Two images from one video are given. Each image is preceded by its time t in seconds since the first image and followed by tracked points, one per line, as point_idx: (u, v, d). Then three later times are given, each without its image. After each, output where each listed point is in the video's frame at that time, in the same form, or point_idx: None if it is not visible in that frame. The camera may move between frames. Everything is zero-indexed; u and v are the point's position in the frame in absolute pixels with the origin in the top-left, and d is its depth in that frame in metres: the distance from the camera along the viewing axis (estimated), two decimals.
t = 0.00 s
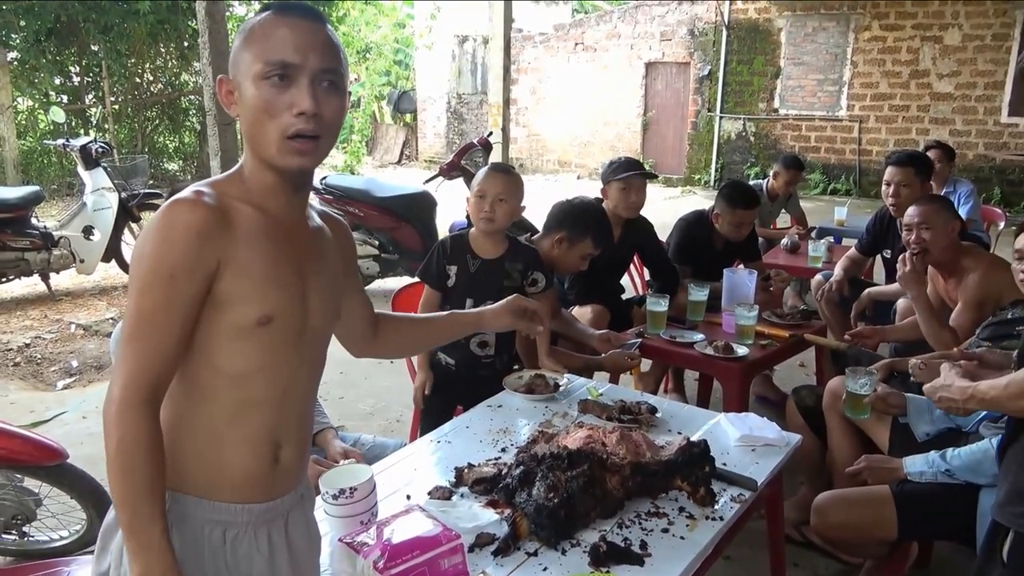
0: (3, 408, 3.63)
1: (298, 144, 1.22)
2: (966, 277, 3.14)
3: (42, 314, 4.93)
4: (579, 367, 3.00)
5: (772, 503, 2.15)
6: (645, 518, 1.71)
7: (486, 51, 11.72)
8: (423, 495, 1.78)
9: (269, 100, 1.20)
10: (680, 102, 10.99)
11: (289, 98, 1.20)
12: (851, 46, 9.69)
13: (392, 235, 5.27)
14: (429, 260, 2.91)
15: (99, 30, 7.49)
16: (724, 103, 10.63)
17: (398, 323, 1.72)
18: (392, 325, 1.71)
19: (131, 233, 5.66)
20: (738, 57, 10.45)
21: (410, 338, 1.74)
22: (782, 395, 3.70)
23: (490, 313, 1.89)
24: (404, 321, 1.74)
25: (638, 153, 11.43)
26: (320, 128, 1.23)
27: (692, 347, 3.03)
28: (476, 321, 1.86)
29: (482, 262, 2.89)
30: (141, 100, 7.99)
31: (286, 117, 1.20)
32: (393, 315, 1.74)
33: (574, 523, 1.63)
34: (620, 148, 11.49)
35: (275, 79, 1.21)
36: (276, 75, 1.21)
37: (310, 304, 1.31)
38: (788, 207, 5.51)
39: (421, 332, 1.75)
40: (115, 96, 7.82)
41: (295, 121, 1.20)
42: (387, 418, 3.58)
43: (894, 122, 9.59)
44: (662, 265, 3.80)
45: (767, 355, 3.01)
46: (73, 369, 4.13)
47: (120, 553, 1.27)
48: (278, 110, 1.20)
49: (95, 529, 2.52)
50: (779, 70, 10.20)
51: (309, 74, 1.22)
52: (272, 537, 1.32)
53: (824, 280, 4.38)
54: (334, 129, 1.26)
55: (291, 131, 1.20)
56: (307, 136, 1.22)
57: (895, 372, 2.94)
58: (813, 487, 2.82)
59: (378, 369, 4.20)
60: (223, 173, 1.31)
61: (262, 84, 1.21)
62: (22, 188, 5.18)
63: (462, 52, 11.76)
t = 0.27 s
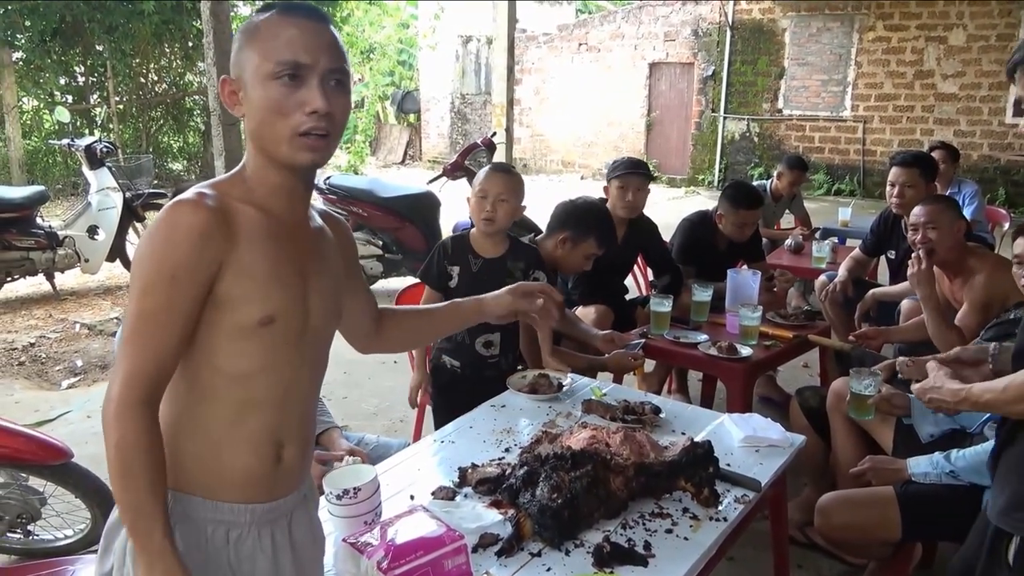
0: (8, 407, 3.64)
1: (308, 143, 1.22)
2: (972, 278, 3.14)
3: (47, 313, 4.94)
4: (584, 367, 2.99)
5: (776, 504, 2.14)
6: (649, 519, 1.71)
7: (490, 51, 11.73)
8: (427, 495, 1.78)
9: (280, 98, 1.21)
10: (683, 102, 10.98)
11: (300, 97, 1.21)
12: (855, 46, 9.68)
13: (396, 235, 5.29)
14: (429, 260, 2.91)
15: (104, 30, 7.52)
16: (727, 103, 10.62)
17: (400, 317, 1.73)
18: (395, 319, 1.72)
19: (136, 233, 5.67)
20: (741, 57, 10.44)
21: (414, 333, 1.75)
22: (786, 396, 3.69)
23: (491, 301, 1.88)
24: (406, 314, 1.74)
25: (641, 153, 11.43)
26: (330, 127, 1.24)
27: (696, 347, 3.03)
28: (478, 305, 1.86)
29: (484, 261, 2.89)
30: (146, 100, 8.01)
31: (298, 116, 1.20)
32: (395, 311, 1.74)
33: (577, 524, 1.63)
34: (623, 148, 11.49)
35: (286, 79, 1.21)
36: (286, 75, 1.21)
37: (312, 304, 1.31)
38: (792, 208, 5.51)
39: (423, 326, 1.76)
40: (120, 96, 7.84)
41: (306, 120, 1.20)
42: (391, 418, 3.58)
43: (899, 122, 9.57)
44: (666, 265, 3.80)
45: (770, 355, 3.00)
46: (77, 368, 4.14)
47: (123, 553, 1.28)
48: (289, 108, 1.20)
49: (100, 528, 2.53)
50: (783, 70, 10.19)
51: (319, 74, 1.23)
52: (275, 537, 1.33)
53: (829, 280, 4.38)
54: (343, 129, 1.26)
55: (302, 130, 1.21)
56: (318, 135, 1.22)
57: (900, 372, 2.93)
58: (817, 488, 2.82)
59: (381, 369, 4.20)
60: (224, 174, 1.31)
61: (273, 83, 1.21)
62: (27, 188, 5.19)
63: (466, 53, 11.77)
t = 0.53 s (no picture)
0: (12, 408, 3.65)
1: (301, 144, 1.23)
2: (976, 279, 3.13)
3: (51, 314, 4.95)
4: (586, 367, 2.99)
5: (779, 504, 2.14)
6: (651, 520, 1.70)
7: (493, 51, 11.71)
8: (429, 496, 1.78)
9: (275, 100, 1.21)
10: (686, 102, 10.98)
11: (295, 100, 1.21)
12: (858, 46, 9.66)
13: (398, 235, 5.29)
14: (430, 258, 2.93)
15: (107, 32, 7.53)
16: (730, 103, 10.60)
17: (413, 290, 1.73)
18: (410, 292, 1.73)
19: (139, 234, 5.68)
20: (744, 57, 10.43)
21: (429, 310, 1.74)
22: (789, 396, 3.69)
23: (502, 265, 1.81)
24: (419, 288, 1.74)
25: (644, 153, 11.43)
26: (324, 129, 1.24)
27: (698, 347, 3.02)
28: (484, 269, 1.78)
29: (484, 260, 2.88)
30: (149, 101, 8.02)
31: (292, 119, 1.21)
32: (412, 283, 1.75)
33: (580, 525, 1.63)
34: (626, 148, 11.49)
35: (281, 81, 1.21)
36: (281, 77, 1.21)
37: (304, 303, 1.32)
38: (795, 207, 5.51)
39: (435, 302, 1.75)
40: (123, 97, 7.86)
41: (300, 123, 1.21)
42: (394, 419, 3.58)
43: (902, 122, 9.56)
44: (668, 265, 3.80)
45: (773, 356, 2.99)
46: (81, 369, 4.15)
47: (125, 556, 1.28)
48: (283, 111, 1.21)
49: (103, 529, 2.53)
50: (786, 70, 10.18)
51: (314, 77, 1.24)
52: (274, 537, 1.33)
53: (832, 280, 4.37)
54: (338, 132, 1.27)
55: (296, 132, 1.21)
56: (311, 137, 1.23)
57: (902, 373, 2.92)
58: (820, 488, 2.81)
59: (384, 369, 4.21)
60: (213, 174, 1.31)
61: (267, 86, 1.21)
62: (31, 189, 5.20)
63: (469, 53, 11.78)
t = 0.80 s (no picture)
0: (16, 408, 3.66)
1: (296, 145, 1.23)
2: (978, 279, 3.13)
3: (54, 314, 4.96)
4: (588, 368, 2.99)
5: (781, 505, 2.14)
6: (653, 520, 1.71)
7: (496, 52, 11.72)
8: (432, 496, 1.79)
9: (269, 102, 1.21)
10: (689, 102, 10.99)
11: (291, 102, 1.22)
12: (860, 46, 9.65)
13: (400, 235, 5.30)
14: (434, 258, 2.94)
15: (110, 32, 7.55)
16: (733, 104, 10.59)
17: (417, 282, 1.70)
18: (414, 283, 1.70)
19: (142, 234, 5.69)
20: (747, 57, 10.42)
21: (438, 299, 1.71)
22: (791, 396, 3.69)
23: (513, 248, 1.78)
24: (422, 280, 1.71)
25: (646, 154, 11.44)
26: (318, 130, 1.25)
27: (700, 348, 3.03)
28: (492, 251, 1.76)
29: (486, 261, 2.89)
30: (152, 102, 8.03)
31: (286, 121, 1.21)
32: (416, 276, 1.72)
33: (582, 525, 1.64)
34: (628, 148, 11.50)
35: (276, 82, 1.22)
36: (276, 79, 1.22)
37: (301, 301, 1.34)
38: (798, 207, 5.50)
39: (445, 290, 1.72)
40: (126, 97, 7.87)
41: (295, 125, 1.21)
42: (396, 419, 3.59)
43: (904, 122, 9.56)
44: (670, 265, 3.80)
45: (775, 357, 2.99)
46: (84, 369, 4.16)
47: (129, 556, 1.29)
48: (277, 112, 1.21)
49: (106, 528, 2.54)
50: (789, 70, 10.17)
51: (308, 77, 1.24)
52: (278, 534, 1.33)
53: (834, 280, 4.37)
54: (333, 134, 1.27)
55: (290, 133, 1.22)
56: (306, 138, 1.24)
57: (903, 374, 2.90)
58: (822, 489, 2.81)
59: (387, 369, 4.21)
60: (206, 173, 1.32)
61: (262, 87, 1.21)
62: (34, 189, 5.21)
63: (471, 54, 11.79)
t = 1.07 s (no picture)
0: (19, 407, 3.67)
1: (297, 145, 1.23)
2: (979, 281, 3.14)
3: (58, 313, 4.98)
4: (590, 368, 2.98)
5: (783, 506, 2.14)
6: (656, 520, 1.71)
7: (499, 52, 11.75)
8: (434, 496, 1.79)
9: (271, 100, 1.21)
10: (691, 103, 11.00)
11: (291, 101, 1.22)
12: (864, 47, 9.61)
13: (403, 236, 5.30)
14: (438, 258, 2.94)
15: (114, 32, 7.56)
16: (736, 104, 10.55)
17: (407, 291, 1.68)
18: (405, 295, 1.67)
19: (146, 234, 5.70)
20: (750, 58, 10.39)
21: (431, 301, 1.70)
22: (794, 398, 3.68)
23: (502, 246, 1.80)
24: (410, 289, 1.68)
25: (649, 155, 11.47)
26: (319, 131, 1.24)
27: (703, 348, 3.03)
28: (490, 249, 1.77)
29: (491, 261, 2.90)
30: (155, 102, 8.04)
31: (287, 120, 1.21)
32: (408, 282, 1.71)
33: (584, 525, 1.64)
34: (631, 149, 11.52)
35: (277, 81, 1.22)
36: (277, 78, 1.22)
37: (306, 301, 1.34)
38: (800, 208, 5.50)
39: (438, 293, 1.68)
40: (130, 97, 7.88)
41: (295, 124, 1.21)
42: (398, 419, 3.59)
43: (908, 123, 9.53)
44: (674, 266, 3.81)
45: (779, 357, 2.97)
46: (87, 368, 4.17)
47: (134, 555, 1.29)
48: (278, 112, 1.21)
49: (109, 528, 2.55)
50: (792, 71, 10.14)
51: (311, 77, 1.23)
52: (282, 532, 1.33)
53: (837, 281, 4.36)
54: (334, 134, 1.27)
55: (290, 133, 1.22)
56: (307, 137, 1.24)
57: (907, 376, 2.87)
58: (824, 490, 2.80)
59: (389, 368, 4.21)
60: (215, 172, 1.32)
61: (264, 85, 1.21)
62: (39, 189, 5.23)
63: (474, 54, 11.80)
